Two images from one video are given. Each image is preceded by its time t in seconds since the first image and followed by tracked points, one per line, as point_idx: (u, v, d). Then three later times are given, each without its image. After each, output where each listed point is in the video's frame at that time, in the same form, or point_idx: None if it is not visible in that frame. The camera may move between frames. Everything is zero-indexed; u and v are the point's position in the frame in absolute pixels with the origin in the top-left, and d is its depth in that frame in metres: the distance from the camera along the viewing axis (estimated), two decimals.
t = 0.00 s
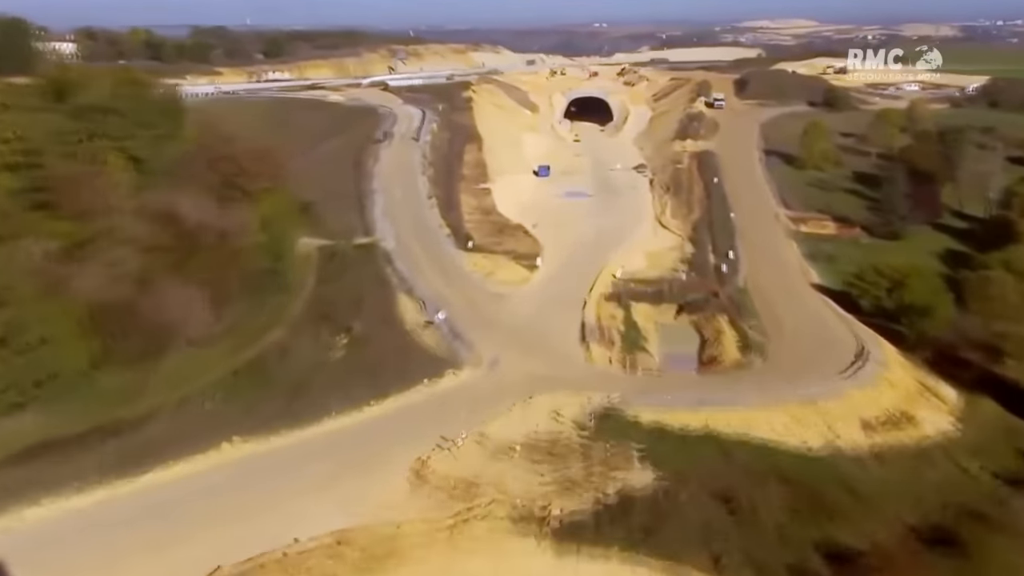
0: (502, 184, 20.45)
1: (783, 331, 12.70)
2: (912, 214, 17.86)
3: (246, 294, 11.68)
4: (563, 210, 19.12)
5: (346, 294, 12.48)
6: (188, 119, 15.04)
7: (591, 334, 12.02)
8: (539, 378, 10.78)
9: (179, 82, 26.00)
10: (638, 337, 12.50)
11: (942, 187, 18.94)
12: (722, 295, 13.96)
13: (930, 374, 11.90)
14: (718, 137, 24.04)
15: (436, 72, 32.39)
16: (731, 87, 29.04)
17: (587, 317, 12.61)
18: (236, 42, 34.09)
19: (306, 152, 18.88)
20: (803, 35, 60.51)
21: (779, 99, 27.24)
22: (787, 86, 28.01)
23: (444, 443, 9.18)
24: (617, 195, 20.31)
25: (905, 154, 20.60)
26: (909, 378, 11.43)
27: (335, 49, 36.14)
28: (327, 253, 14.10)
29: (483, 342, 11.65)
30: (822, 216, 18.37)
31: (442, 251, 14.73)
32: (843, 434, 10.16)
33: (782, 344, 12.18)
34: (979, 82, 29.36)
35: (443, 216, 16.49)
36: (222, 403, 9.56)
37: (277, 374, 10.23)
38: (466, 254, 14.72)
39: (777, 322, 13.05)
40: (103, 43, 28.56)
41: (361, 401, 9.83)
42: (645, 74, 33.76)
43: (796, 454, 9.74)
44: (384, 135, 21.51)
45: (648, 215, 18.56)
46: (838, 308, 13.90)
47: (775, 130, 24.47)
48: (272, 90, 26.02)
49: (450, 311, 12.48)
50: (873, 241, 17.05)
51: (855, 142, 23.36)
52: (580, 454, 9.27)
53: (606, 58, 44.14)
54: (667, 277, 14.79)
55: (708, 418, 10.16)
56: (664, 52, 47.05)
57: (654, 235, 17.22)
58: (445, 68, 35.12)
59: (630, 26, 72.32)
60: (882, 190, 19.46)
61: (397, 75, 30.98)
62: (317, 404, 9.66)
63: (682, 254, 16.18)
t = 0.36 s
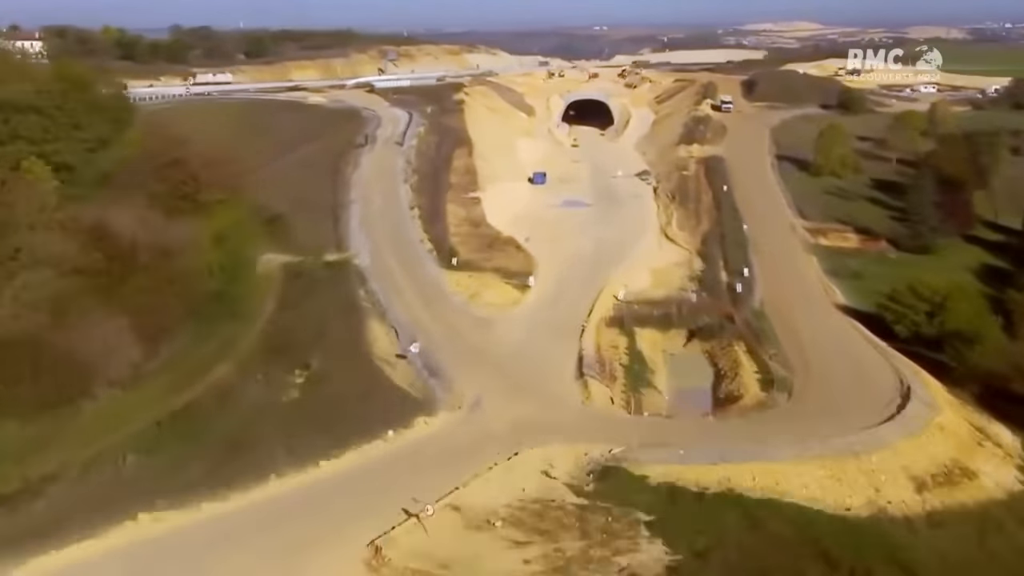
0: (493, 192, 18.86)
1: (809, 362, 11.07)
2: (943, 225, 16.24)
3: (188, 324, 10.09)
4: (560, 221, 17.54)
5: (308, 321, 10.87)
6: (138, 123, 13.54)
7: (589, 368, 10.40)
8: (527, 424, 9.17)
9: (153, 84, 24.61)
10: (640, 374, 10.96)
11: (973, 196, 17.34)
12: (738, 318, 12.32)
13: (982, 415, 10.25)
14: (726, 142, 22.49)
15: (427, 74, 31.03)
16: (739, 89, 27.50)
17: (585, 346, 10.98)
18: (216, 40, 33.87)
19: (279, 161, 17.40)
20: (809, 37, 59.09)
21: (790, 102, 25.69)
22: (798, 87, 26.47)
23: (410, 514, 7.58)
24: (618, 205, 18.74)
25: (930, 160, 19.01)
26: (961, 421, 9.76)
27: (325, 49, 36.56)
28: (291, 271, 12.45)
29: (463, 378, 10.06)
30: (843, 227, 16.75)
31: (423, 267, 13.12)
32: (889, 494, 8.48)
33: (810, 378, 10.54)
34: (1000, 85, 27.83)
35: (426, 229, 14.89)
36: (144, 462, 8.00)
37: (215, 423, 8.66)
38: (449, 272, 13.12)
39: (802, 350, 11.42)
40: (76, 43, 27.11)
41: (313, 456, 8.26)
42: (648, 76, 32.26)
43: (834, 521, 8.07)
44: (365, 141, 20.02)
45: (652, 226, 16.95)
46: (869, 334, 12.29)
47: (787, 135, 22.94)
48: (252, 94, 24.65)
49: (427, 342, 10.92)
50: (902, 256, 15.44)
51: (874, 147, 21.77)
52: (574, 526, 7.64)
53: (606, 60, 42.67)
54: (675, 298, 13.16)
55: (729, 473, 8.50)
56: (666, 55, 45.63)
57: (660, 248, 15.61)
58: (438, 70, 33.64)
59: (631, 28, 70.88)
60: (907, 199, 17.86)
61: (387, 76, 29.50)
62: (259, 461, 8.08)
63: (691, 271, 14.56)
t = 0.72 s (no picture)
0: (483, 207, 17.48)
1: (842, 403, 9.55)
2: (976, 241, 14.79)
3: (113, 368, 8.70)
4: (555, 237, 16.10)
5: (261, 358, 9.38)
6: (72, 141, 12.25)
7: (587, 413, 8.88)
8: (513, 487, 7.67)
9: (129, 96, 23.60)
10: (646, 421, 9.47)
11: (1005, 209, 15.94)
12: (755, 349, 10.83)
13: None
14: (733, 150, 21.14)
15: (418, 81, 29.86)
16: (745, 94, 26.19)
17: (583, 385, 9.47)
18: (199, 45, 34.36)
19: (249, 179, 16.18)
20: (812, 43, 58.11)
21: (799, 108, 24.39)
22: (806, 92, 25.18)
23: None
24: (619, 218, 17.33)
25: (955, 169, 17.62)
26: None
27: (308, 53, 37.56)
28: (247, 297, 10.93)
29: (440, 428, 8.55)
30: (863, 243, 15.33)
31: (400, 291, 11.63)
32: None
33: (845, 425, 8.99)
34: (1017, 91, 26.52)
35: (406, 247, 13.44)
36: (34, 552, 6.55)
37: (131, 492, 7.16)
38: (429, 297, 11.63)
39: (833, 389, 9.90)
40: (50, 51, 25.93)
41: (246, 538, 6.81)
42: (648, 81, 31.03)
43: None
44: (345, 152, 18.65)
45: (656, 242, 15.52)
46: (905, 368, 10.78)
47: (797, 143, 21.60)
48: (231, 104, 23.48)
49: (400, 383, 9.41)
50: (932, 275, 13.98)
51: (891, 155, 20.41)
52: None
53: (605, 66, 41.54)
54: (684, 325, 11.69)
55: (755, 552, 6.93)
56: (666, 61, 44.47)
57: (665, 267, 14.16)
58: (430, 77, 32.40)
59: (629, 35, 69.87)
60: (932, 212, 16.44)
61: (375, 83, 28.21)
62: (177, 548, 6.65)
63: (700, 293, 13.11)
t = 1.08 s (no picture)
0: (471, 220, 16.06)
1: (887, 460, 8.22)
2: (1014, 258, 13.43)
3: (11, 419, 7.62)
4: (549, 254, 14.71)
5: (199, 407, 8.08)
6: None
7: (587, 478, 7.51)
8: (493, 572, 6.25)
9: (97, 103, 22.26)
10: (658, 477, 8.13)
11: None
12: (779, 388, 9.41)
13: None
14: (739, 160, 19.87)
15: (406, 87, 28.58)
16: (749, 101, 24.98)
17: (581, 440, 8.09)
18: (180, 52, 33.30)
19: (214, 193, 14.81)
20: (810, 52, 57.31)
21: (807, 115, 23.17)
22: (813, 99, 23.96)
23: None
24: (618, 233, 15.98)
25: (981, 180, 16.36)
26: None
27: (294, 59, 36.59)
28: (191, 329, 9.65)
29: (408, 495, 7.17)
30: (887, 260, 13.98)
31: (371, 321, 10.21)
32: None
33: (893, 490, 7.69)
34: None
35: (383, 268, 12.01)
36: None
37: None
38: (404, 326, 10.19)
39: (872, 440, 8.55)
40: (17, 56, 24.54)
41: None
42: (647, 88, 29.83)
43: None
44: (322, 161, 17.27)
45: (660, 260, 14.16)
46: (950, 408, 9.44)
47: (806, 151, 20.34)
48: (205, 111, 22.16)
49: (364, 434, 8.03)
50: (967, 297, 12.62)
51: (908, 164, 19.15)
52: None
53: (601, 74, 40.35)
54: (696, 358, 10.26)
55: None
56: (664, 69, 43.46)
57: (670, 289, 12.77)
58: (420, 84, 31.15)
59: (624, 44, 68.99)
60: (959, 226, 15.15)
61: (362, 90, 26.90)
62: None
63: (711, 318, 11.70)
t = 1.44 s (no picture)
0: (458, 234, 14.63)
1: (955, 530, 6.80)
2: None
3: None
4: (543, 273, 13.31)
5: (111, 474, 6.68)
6: None
7: (591, 562, 6.08)
8: None
9: (60, 108, 20.85)
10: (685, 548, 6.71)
11: None
12: (815, 436, 8.02)
13: None
14: (747, 168, 18.59)
15: (394, 92, 27.25)
16: (754, 105, 23.77)
17: (585, 510, 6.67)
18: (158, 56, 31.90)
19: (173, 207, 13.41)
20: (806, 58, 56.54)
21: (816, 121, 21.96)
22: (822, 103, 22.78)
23: None
24: (618, 248, 14.62)
25: (1012, 188, 15.12)
26: None
27: (279, 63, 35.33)
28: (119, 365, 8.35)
29: None
30: (918, 277, 12.63)
31: (339, 359, 8.80)
32: None
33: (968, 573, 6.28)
34: None
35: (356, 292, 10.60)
36: None
37: None
38: (376, 364, 8.79)
39: (934, 505, 7.12)
40: None
41: None
42: (645, 92, 28.61)
43: None
44: (296, 170, 15.86)
45: (667, 279, 12.78)
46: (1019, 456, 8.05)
47: (818, 159, 19.10)
48: (176, 117, 20.77)
49: (316, 507, 6.57)
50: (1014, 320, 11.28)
51: (927, 171, 17.92)
52: None
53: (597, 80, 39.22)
54: (717, 399, 8.86)
55: None
56: (661, 74, 42.42)
57: (679, 313, 11.38)
58: (409, 90, 29.86)
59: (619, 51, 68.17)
60: (993, 239, 13.85)
61: (347, 94, 25.55)
62: None
63: (728, 348, 10.31)
